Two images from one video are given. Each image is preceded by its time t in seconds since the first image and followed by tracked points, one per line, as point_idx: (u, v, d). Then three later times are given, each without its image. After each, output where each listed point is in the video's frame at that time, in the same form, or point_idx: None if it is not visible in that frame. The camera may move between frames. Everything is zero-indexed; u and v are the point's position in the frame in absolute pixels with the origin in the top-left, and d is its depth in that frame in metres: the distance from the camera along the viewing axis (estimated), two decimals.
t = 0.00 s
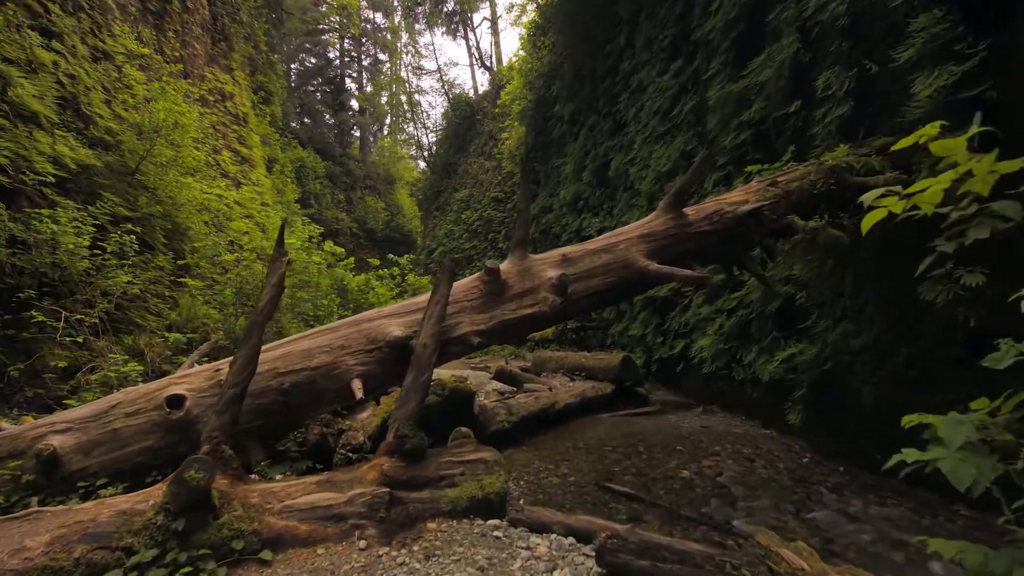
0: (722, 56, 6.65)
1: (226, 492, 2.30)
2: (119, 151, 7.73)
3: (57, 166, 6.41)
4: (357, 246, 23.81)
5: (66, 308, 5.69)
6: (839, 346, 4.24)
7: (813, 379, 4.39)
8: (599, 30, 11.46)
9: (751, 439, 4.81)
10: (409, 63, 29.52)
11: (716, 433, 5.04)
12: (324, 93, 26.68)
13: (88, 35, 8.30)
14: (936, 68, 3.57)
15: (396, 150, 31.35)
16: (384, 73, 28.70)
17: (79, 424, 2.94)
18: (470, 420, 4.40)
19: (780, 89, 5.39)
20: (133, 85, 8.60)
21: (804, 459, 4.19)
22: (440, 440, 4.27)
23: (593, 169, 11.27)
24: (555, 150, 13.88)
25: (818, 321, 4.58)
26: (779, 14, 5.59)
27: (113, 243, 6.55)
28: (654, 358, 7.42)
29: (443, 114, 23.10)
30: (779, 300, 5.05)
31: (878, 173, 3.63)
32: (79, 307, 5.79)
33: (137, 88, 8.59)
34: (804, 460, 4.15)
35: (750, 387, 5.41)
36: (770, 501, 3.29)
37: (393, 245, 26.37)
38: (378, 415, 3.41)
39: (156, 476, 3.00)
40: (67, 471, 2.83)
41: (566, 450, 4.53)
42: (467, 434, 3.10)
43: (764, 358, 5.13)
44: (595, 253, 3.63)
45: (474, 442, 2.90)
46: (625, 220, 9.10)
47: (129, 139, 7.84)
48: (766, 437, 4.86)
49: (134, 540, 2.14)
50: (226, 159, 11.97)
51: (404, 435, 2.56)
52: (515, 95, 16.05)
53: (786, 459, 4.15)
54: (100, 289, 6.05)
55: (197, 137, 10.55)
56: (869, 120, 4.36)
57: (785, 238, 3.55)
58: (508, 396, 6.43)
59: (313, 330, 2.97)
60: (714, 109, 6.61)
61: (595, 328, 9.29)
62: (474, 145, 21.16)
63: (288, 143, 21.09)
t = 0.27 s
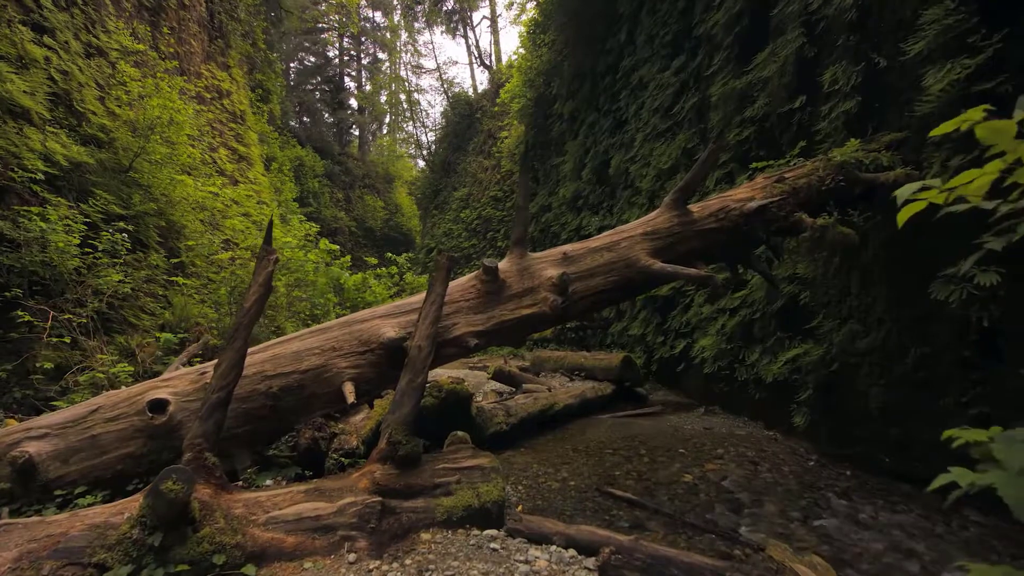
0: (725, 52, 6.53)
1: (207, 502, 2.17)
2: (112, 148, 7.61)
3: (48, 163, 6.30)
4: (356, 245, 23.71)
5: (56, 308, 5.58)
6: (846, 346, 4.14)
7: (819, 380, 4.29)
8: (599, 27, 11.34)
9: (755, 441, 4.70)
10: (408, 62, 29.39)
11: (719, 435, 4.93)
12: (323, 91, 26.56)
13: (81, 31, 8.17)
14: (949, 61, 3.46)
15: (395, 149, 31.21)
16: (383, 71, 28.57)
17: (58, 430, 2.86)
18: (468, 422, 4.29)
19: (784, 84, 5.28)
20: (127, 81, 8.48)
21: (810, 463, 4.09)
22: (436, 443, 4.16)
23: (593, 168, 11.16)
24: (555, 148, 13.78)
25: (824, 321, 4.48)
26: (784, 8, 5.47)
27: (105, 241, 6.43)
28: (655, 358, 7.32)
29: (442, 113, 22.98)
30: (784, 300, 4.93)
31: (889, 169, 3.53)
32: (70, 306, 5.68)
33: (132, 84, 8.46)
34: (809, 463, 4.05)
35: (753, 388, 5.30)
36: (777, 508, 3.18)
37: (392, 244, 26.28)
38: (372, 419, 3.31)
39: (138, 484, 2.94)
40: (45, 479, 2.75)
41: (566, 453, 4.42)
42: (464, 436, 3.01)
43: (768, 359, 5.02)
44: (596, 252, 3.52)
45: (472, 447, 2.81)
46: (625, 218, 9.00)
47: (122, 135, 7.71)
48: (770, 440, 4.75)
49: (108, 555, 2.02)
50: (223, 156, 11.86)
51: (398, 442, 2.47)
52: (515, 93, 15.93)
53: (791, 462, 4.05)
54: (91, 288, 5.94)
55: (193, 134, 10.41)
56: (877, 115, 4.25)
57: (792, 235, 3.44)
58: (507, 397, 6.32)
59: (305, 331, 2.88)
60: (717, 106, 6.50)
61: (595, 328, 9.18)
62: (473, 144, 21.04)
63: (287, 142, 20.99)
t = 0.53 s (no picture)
0: (726, 47, 6.43)
1: (186, 512, 2.07)
2: (105, 145, 7.50)
3: (38, 160, 6.19)
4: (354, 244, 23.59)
5: (45, 308, 5.47)
6: (851, 346, 4.04)
7: (823, 381, 4.18)
8: (599, 24, 11.23)
9: (758, 443, 4.60)
10: (407, 60, 29.25)
11: (721, 437, 4.83)
12: (322, 90, 26.44)
13: (74, 26, 8.05)
14: (959, 52, 3.35)
15: (394, 147, 31.08)
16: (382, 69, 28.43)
17: (34, 435, 2.77)
18: (465, 424, 4.19)
19: (788, 79, 5.17)
20: (121, 77, 8.37)
21: (815, 466, 3.99)
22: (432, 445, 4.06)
23: (593, 166, 11.05)
24: (554, 146, 13.66)
25: (828, 321, 4.37)
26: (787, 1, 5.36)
27: (96, 239, 6.32)
28: (655, 358, 7.22)
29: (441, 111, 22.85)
30: (787, 299, 4.83)
31: (898, 164, 3.42)
32: (58, 305, 5.57)
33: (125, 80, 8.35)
34: (815, 466, 3.95)
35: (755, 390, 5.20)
36: (784, 515, 3.08)
37: (391, 243, 26.16)
38: (364, 424, 3.20)
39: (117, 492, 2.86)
40: (18, 488, 2.66)
41: (566, 455, 4.32)
42: (460, 440, 2.91)
43: (771, 359, 4.92)
44: (597, 249, 3.41)
45: (469, 453, 2.72)
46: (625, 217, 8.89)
47: (115, 131, 7.60)
48: (773, 442, 4.65)
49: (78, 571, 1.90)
50: (219, 154, 11.75)
51: (390, 448, 2.37)
52: (514, 90, 15.81)
53: (796, 465, 3.94)
54: (81, 287, 5.83)
55: (188, 131, 10.29)
56: (884, 110, 4.14)
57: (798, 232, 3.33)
58: (505, 398, 6.22)
59: (295, 332, 2.81)
60: (718, 102, 6.39)
61: (594, 327, 9.08)
62: (472, 142, 20.92)
63: (285, 140, 20.87)
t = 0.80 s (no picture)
0: (729, 41, 6.31)
1: (161, 525, 2.00)
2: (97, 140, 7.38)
3: (26, 155, 6.07)
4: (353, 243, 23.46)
5: (33, 306, 5.36)
6: (858, 347, 3.92)
7: (829, 383, 4.06)
8: (599, 19, 11.12)
9: (762, 445, 4.50)
10: (406, 58, 29.10)
11: (724, 438, 4.72)
12: (321, 88, 26.32)
13: (65, 19, 7.93)
14: (972, 42, 3.24)
15: (393, 146, 30.93)
16: (380, 67, 28.30)
17: (6, 440, 2.68)
18: (461, 426, 4.08)
19: (792, 73, 5.05)
20: (113, 72, 8.26)
21: (822, 469, 3.88)
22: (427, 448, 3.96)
23: (593, 163, 10.93)
24: (553, 144, 13.55)
25: (834, 320, 4.26)
26: None
27: (86, 236, 6.20)
28: (656, 358, 7.11)
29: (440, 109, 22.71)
30: (792, 298, 4.71)
31: (908, 159, 3.31)
32: (47, 303, 5.45)
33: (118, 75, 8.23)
34: (821, 470, 3.83)
35: (758, 391, 5.09)
36: (792, 521, 2.96)
37: (390, 242, 26.03)
38: (354, 428, 3.08)
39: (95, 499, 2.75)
40: None
41: (565, 458, 4.21)
42: (456, 444, 2.81)
43: (774, 359, 4.82)
44: (597, 245, 3.30)
45: (464, 458, 2.65)
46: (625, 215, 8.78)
47: (106, 127, 7.48)
48: (777, 444, 4.54)
49: None
50: (215, 151, 11.63)
51: (381, 454, 2.28)
52: (513, 88, 15.69)
53: (802, 468, 3.83)
54: (71, 285, 5.72)
55: (183, 128, 10.17)
56: (892, 104, 4.03)
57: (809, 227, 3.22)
58: (504, 398, 6.11)
59: (283, 331, 2.76)
60: (721, 97, 6.27)
61: (594, 327, 8.97)
62: (471, 140, 20.79)
63: (283, 138, 20.75)
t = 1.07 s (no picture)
0: (732, 34, 6.18)
1: (132, 538, 1.95)
2: (88, 135, 7.25)
3: (14, 149, 5.95)
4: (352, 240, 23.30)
5: (21, 304, 5.24)
6: (865, 346, 3.81)
7: (836, 383, 3.95)
8: (599, 14, 10.97)
9: (765, 447, 4.39)
10: (405, 54, 28.89)
11: (727, 439, 4.61)
12: (319, 84, 26.13)
13: (54, 12, 7.79)
14: (987, 30, 3.12)
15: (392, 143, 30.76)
16: (379, 63, 28.10)
17: None
18: (458, 427, 3.98)
19: (797, 65, 4.93)
20: (105, 66, 8.12)
21: (828, 472, 3.77)
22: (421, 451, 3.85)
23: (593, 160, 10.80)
24: (553, 140, 13.41)
25: (841, 319, 4.14)
26: None
27: (76, 232, 6.08)
28: (657, 356, 7.00)
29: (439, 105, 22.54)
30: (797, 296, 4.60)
31: (920, 152, 3.19)
32: (35, 300, 5.33)
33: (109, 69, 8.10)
34: (827, 472, 3.73)
35: (761, 390, 4.98)
36: (800, 527, 2.86)
37: (389, 239, 25.88)
38: (344, 432, 2.97)
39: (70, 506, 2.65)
40: None
41: (564, 460, 4.10)
42: (451, 447, 2.70)
43: (778, 359, 4.71)
44: (598, 241, 3.18)
45: (457, 464, 2.59)
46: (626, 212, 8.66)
47: (98, 121, 7.35)
48: (781, 445, 4.44)
49: None
50: (211, 147, 11.50)
51: (371, 462, 2.23)
52: (512, 84, 15.54)
53: (808, 471, 3.72)
54: (59, 282, 5.59)
55: (177, 123, 10.03)
56: (902, 96, 3.91)
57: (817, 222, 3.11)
58: (502, 398, 5.99)
59: (265, 330, 2.71)
60: (724, 91, 6.15)
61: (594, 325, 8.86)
62: (470, 137, 20.62)
63: (281, 135, 20.59)
